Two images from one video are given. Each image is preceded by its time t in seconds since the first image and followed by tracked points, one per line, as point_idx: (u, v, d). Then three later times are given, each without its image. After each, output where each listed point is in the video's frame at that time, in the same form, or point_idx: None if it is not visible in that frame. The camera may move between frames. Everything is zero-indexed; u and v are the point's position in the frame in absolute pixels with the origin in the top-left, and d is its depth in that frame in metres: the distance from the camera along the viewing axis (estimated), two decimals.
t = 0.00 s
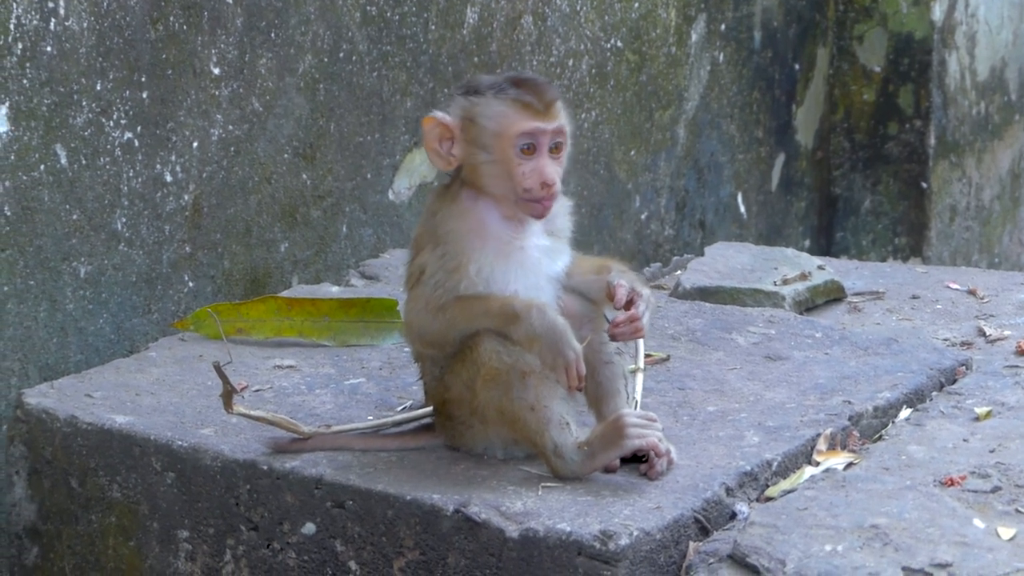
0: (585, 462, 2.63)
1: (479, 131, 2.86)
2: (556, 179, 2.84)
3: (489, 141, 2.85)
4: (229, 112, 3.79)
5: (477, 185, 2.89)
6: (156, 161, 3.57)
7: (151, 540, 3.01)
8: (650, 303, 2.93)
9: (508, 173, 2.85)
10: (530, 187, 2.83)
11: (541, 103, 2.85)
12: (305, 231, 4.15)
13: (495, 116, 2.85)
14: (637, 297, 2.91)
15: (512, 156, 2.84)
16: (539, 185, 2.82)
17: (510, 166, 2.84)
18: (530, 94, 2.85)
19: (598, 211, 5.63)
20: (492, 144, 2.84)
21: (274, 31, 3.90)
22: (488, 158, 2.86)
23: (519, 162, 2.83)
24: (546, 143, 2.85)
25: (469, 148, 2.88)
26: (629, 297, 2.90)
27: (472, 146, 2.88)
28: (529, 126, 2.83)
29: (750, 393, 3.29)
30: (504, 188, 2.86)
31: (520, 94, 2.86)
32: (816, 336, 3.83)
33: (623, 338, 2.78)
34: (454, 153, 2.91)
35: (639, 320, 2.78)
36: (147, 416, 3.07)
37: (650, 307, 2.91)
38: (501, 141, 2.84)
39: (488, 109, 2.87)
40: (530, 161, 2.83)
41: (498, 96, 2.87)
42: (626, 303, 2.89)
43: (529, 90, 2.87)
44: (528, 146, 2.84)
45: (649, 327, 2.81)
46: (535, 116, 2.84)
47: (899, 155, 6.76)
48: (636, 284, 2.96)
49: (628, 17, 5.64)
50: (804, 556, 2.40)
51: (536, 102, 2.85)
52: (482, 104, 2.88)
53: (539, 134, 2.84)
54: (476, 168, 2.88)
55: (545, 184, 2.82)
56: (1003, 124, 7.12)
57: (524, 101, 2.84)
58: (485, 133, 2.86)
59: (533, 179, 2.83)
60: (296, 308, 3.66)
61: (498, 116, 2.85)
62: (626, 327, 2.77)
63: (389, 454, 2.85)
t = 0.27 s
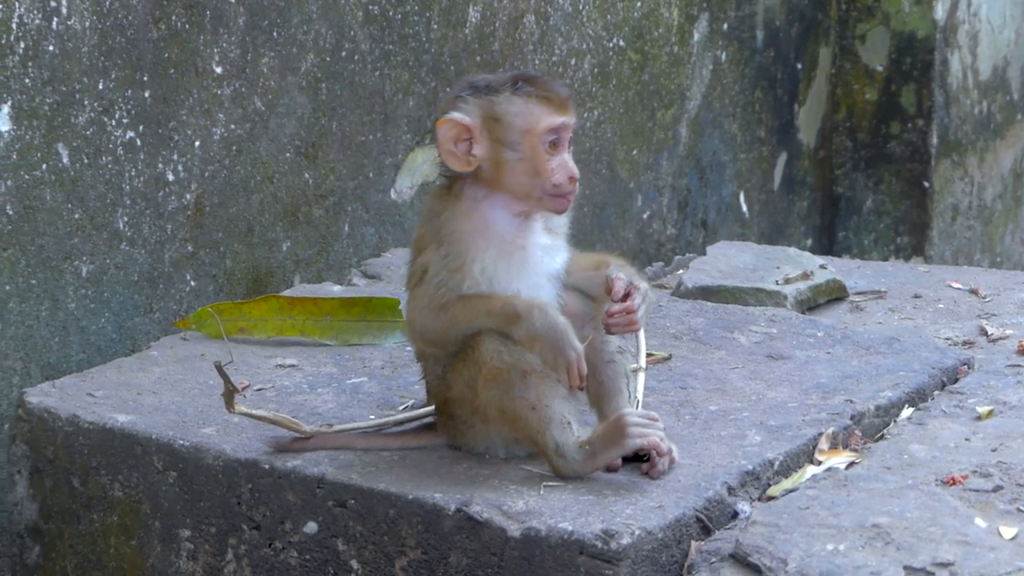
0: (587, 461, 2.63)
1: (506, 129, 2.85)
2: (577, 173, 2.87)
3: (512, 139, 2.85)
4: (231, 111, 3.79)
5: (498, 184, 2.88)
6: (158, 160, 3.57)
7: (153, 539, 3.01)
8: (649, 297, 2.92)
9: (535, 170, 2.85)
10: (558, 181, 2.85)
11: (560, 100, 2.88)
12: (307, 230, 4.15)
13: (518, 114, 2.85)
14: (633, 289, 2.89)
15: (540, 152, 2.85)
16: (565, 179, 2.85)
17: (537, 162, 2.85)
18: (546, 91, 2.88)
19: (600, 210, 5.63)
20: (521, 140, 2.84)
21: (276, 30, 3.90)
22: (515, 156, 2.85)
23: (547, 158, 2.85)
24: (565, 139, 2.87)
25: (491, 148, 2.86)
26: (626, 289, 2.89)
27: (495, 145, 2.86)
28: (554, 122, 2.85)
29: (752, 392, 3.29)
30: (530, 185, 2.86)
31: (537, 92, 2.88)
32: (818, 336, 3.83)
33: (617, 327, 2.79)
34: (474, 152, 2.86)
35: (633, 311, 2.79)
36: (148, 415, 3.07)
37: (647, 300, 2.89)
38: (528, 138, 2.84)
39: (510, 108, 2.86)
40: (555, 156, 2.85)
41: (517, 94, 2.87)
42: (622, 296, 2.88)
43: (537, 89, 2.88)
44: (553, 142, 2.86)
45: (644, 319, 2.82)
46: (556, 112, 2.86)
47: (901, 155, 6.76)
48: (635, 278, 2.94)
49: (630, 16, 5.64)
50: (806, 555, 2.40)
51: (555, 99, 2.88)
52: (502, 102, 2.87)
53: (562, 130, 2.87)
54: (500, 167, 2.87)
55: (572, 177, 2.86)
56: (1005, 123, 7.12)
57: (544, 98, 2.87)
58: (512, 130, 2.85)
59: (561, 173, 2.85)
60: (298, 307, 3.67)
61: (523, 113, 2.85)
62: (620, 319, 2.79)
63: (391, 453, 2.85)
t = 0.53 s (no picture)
0: (585, 458, 2.64)
1: (557, 122, 2.79)
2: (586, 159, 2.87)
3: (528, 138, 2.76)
4: (230, 109, 3.79)
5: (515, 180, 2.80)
6: (157, 158, 3.57)
7: (152, 537, 3.01)
8: (647, 262, 3.04)
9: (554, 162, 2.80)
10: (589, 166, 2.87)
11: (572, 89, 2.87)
12: (306, 227, 4.15)
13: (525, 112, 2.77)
14: (638, 257, 3.00)
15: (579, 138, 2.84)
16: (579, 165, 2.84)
17: (553, 156, 2.80)
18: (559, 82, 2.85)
19: (600, 208, 5.63)
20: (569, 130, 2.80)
21: (275, 27, 3.90)
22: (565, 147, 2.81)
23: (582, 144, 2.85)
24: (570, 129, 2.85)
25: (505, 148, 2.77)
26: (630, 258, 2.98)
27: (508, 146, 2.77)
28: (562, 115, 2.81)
29: (751, 389, 3.29)
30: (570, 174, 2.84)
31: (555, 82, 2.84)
32: (817, 333, 3.83)
33: (625, 294, 2.93)
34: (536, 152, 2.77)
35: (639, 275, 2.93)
36: (148, 413, 3.07)
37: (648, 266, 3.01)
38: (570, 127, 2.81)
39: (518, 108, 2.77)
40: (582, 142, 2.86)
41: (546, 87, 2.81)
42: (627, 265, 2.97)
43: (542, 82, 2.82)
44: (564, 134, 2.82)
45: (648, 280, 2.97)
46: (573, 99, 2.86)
47: (900, 152, 6.75)
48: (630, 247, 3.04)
49: (630, 14, 5.64)
50: (805, 552, 2.40)
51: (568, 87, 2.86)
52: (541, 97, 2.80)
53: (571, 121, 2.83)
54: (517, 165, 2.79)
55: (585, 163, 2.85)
56: (1004, 121, 7.12)
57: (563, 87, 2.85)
58: (561, 122, 2.80)
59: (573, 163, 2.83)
60: (297, 304, 3.68)
61: (536, 105, 2.77)
62: (627, 285, 2.92)
63: (390, 451, 2.85)
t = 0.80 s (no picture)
0: (545, 457, 2.63)
1: (477, 135, 2.82)
2: (540, 190, 2.76)
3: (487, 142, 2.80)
4: (227, 106, 3.78)
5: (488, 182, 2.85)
6: (153, 156, 3.57)
7: (149, 536, 3.01)
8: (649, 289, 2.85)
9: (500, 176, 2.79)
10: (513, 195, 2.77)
11: (534, 112, 2.78)
12: (303, 225, 4.15)
13: (494, 118, 2.80)
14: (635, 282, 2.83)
15: (501, 162, 2.79)
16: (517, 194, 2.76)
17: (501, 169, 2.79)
18: (525, 101, 2.79)
19: (596, 205, 5.63)
20: (483, 149, 2.80)
21: (271, 25, 3.89)
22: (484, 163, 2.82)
23: (505, 170, 2.78)
24: (533, 152, 2.78)
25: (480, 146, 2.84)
26: (622, 281, 2.83)
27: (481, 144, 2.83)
28: (522, 133, 2.77)
29: (748, 387, 3.29)
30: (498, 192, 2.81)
31: (518, 100, 2.80)
32: (813, 331, 3.83)
33: (605, 318, 2.79)
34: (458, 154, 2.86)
35: (619, 300, 2.78)
36: (144, 411, 3.07)
37: (644, 293, 2.83)
38: (491, 146, 2.79)
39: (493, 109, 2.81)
40: (514, 169, 2.78)
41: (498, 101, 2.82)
42: (616, 286, 2.83)
43: (543, 92, 2.81)
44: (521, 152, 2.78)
45: (637, 307, 2.80)
46: (522, 123, 2.78)
47: (897, 150, 6.76)
48: (637, 271, 2.88)
49: (626, 11, 5.64)
50: (802, 550, 2.40)
51: (527, 108, 2.79)
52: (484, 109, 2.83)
53: (531, 141, 2.77)
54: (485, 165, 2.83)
55: (524, 193, 2.75)
56: (1000, 118, 7.13)
57: (515, 107, 2.79)
58: (481, 138, 2.81)
59: (515, 185, 2.76)
60: (294, 303, 3.67)
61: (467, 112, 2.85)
62: (607, 307, 2.79)
63: (387, 449, 2.84)
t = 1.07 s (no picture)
0: (512, 457, 2.63)
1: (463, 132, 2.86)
2: (511, 188, 2.76)
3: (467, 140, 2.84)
4: (223, 106, 3.78)
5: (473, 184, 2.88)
6: (150, 156, 3.57)
7: (145, 535, 3.01)
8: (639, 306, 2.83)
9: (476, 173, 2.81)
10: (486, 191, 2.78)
11: (515, 111, 2.79)
12: (299, 225, 4.15)
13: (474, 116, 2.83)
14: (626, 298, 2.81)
15: (478, 159, 2.80)
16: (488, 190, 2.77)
17: (477, 168, 2.81)
18: (507, 100, 2.81)
19: (592, 205, 5.62)
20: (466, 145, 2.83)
21: (268, 25, 3.89)
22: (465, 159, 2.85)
23: (481, 166, 2.80)
24: (509, 151, 2.78)
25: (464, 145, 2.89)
26: (612, 295, 2.81)
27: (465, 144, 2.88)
28: (497, 131, 2.78)
29: (744, 387, 3.29)
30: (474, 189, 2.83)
31: (502, 99, 2.81)
32: (809, 331, 3.83)
33: (593, 330, 2.77)
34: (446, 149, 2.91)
35: (609, 315, 2.75)
36: (140, 411, 3.07)
37: (633, 309, 2.80)
38: (472, 143, 2.82)
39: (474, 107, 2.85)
40: (491, 166, 2.79)
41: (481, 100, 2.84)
42: (606, 300, 2.80)
43: (531, 95, 2.84)
44: (497, 151, 2.79)
45: (625, 325, 2.78)
46: (502, 122, 2.79)
47: (893, 150, 6.76)
48: (629, 285, 2.85)
49: (623, 11, 5.64)
50: (798, 550, 2.40)
51: (510, 108, 2.80)
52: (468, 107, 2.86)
53: (505, 140, 2.78)
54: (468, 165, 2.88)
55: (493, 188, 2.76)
56: (996, 119, 7.14)
57: (498, 106, 2.80)
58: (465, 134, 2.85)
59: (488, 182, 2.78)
60: (290, 303, 3.66)
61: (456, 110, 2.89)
62: (597, 320, 2.76)
63: (383, 449, 2.84)
